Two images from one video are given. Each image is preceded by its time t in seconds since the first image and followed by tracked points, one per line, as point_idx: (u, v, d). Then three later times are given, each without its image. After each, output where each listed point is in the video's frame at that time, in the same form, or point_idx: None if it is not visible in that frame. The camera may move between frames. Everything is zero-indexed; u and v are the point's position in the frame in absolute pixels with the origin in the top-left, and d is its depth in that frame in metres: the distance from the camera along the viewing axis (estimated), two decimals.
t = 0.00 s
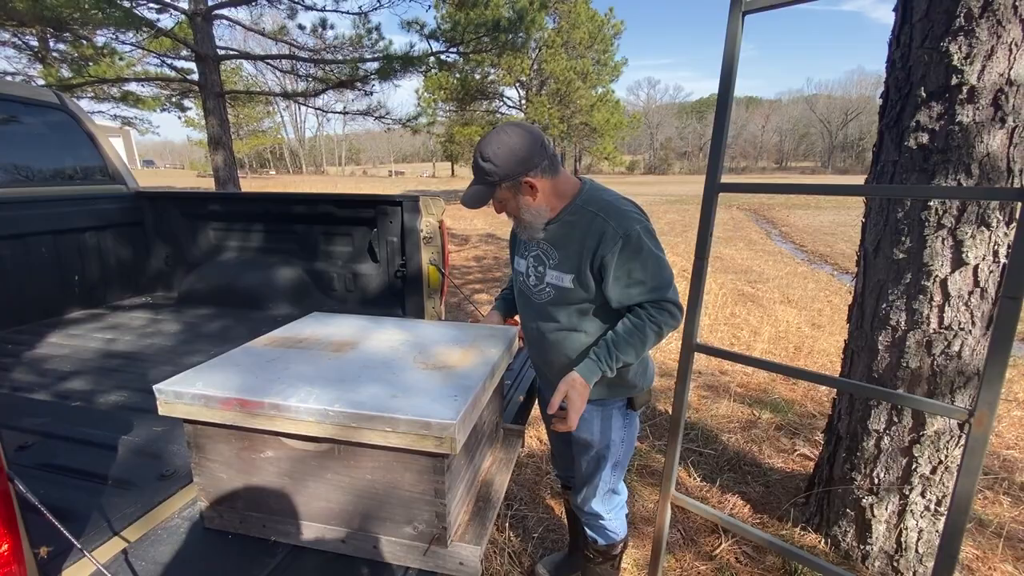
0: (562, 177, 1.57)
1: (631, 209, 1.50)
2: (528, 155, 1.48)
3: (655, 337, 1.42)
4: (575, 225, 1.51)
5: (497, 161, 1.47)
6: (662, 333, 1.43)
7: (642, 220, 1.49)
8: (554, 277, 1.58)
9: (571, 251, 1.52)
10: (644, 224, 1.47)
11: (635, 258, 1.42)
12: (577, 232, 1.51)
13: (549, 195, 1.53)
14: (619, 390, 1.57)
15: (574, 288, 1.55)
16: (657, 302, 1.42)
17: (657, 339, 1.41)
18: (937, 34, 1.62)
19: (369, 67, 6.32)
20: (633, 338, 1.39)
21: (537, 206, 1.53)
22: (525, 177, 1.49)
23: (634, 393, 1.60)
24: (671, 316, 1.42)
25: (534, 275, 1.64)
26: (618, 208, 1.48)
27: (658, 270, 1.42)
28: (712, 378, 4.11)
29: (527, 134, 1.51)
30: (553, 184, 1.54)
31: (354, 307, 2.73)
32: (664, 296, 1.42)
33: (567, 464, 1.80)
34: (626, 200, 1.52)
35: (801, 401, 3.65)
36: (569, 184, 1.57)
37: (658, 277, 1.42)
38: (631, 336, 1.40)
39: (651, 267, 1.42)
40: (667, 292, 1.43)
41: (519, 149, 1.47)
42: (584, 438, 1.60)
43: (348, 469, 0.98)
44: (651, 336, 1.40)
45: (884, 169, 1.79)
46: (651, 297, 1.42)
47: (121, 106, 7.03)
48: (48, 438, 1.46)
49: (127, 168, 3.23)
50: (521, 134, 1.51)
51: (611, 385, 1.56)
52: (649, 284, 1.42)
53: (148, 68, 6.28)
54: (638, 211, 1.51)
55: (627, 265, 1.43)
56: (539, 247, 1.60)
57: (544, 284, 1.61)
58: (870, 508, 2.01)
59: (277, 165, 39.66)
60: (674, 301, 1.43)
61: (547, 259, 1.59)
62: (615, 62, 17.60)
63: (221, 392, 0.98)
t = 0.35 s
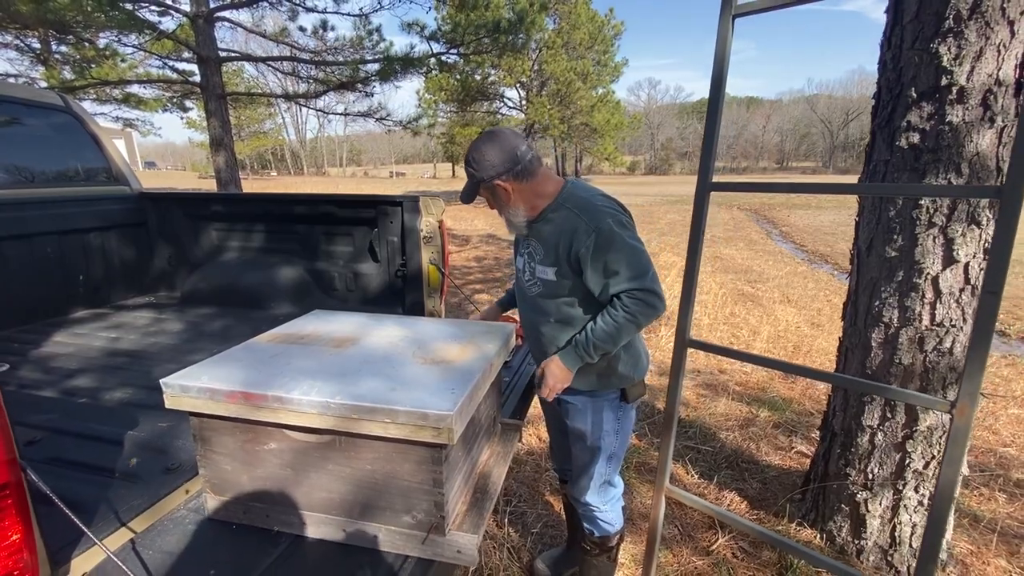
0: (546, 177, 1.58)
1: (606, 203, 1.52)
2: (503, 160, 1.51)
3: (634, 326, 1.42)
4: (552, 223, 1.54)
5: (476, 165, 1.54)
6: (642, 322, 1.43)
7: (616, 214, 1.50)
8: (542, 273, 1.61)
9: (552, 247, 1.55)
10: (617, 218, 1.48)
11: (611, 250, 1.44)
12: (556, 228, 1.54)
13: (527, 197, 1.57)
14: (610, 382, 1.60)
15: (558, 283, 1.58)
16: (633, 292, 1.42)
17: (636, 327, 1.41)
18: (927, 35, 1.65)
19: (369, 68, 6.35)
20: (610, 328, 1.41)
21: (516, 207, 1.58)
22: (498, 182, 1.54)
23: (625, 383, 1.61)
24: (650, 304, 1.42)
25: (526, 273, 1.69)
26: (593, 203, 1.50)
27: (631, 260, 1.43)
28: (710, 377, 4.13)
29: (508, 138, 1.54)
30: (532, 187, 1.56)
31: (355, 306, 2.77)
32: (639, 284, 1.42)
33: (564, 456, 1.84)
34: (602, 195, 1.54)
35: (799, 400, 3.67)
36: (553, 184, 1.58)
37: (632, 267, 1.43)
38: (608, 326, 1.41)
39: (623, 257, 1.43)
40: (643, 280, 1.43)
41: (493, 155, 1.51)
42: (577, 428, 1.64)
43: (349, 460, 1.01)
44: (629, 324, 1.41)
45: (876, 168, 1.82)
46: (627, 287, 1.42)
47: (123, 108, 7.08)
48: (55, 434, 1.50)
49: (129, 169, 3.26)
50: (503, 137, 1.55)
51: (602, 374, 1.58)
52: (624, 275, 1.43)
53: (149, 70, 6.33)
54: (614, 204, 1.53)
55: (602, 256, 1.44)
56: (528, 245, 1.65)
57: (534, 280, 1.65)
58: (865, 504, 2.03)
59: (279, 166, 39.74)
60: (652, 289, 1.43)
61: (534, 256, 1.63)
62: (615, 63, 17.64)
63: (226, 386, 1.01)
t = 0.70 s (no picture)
0: (537, 185, 1.66)
1: (579, 202, 1.54)
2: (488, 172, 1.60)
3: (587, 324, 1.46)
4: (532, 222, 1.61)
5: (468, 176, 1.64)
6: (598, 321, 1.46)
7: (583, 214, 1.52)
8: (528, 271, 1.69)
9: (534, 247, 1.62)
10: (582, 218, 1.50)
11: (568, 250, 1.48)
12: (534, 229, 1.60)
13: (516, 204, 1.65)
14: (595, 377, 1.64)
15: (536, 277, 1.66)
16: (589, 291, 1.45)
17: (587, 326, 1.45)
18: (920, 36, 1.67)
19: (369, 70, 6.38)
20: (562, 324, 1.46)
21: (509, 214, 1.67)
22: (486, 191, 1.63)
23: (615, 379, 1.64)
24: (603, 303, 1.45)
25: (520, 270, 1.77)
26: (563, 206, 1.53)
27: (585, 261, 1.46)
28: (709, 376, 4.15)
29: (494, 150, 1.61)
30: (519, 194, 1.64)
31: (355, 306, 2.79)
32: (590, 284, 1.45)
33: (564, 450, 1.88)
34: (575, 197, 1.56)
35: (797, 399, 3.69)
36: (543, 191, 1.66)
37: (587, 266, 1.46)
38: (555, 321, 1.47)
39: (580, 258, 1.47)
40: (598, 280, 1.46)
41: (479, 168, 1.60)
42: (570, 420, 1.71)
43: (351, 454, 1.03)
44: (580, 323, 1.45)
45: (871, 168, 1.84)
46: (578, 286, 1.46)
47: (123, 109, 7.11)
48: (60, 431, 1.52)
49: (131, 169, 3.29)
50: (490, 146, 1.62)
51: (587, 368, 1.64)
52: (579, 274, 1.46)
53: (149, 72, 6.36)
54: (587, 204, 1.55)
55: (564, 256, 1.49)
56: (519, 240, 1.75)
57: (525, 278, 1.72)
58: (860, 500, 2.05)
59: (279, 167, 39.80)
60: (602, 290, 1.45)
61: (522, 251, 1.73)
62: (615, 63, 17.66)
63: (231, 381, 1.03)
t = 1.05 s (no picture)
0: (542, 185, 1.74)
1: (556, 215, 1.58)
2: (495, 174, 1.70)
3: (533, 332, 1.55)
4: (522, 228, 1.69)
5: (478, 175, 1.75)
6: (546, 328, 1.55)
7: (549, 228, 1.55)
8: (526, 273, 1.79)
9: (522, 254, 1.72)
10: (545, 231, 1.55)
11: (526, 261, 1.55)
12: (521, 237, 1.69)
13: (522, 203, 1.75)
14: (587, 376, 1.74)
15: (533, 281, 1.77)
16: (537, 302, 1.52)
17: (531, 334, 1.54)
18: (914, 38, 1.69)
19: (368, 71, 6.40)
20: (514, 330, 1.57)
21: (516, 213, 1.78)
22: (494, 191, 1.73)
23: (609, 381, 1.72)
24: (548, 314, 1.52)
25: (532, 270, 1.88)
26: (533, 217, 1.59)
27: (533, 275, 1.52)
28: (707, 375, 4.17)
29: (502, 151, 1.70)
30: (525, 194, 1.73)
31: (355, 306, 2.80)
32: (537, 295, 1.52)
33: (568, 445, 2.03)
34: (551, 208, 1.59)
35: (795, 398, 3.71)
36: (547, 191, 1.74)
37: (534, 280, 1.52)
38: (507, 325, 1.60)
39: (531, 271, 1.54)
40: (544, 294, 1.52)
41: (487, 169, 1.71)
42: (567, 417, 1.83)
43: (353, 449, 1.05)
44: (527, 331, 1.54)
45: (866, 168, 1.86)
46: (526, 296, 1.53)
47: (122, 110, 7.12)
48: (64, 429, 1.53)
49: (132, 170, 3.30)
50: (498, 147, 1.70)
51: (576, 367, 1.74)
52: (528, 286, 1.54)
53: (148, 73, 6.38)
54: (562, 216, 1.58)
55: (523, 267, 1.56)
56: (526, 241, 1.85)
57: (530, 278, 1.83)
58: (857, 497, 2.07)
59: (278, 168, 39.78)
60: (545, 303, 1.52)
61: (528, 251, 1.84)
62: (613, 64, 17.70)
63: (234, 378, 1.05)
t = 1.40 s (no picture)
0: (546, 185, 1.76)
1: (542, 222, 1.62)
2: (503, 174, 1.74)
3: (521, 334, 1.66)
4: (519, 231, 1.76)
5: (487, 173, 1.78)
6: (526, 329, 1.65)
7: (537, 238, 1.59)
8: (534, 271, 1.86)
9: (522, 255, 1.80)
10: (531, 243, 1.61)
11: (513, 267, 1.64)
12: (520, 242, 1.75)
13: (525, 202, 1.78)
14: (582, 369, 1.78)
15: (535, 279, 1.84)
16: (520, 308, 1.61)
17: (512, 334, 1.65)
18: (908, 41, 1.71)
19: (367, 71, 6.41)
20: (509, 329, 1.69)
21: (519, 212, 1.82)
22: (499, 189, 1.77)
23: (600, 376, 1.75)
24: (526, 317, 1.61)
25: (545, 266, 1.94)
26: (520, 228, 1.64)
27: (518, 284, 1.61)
28: (705, 375, 4.19)
29: (509, 152, 1.73)
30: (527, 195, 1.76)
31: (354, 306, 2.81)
32: (516, 299, 1.61)
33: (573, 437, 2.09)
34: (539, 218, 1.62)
35: (792, 398, 3.73)
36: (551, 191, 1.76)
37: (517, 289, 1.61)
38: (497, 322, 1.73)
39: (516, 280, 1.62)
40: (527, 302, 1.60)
41: (490, 170, 1.75)
42: (565, 404, 1.87)
43: (354, 448, 1.06)
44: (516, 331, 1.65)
45: (862, 169, 1.88)
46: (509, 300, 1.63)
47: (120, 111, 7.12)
48: (65, 428, 1.54)
49: (130, 171, 3.31)
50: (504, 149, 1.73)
51: (572, 362, 1.80)
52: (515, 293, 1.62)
53: (147, 74, 6.38)
54: (547, 224, 1.61)
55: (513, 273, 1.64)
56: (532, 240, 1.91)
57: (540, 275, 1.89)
58: (853, 496, 2.09)
59: (276, 169, 39.75)
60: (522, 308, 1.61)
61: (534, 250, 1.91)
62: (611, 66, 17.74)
63: (236, 377, 1.06)
